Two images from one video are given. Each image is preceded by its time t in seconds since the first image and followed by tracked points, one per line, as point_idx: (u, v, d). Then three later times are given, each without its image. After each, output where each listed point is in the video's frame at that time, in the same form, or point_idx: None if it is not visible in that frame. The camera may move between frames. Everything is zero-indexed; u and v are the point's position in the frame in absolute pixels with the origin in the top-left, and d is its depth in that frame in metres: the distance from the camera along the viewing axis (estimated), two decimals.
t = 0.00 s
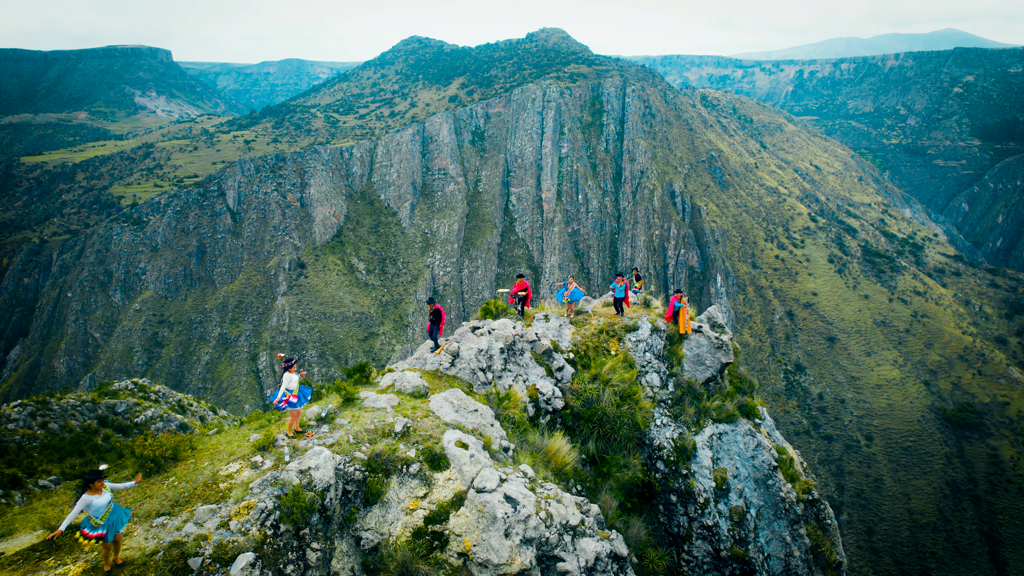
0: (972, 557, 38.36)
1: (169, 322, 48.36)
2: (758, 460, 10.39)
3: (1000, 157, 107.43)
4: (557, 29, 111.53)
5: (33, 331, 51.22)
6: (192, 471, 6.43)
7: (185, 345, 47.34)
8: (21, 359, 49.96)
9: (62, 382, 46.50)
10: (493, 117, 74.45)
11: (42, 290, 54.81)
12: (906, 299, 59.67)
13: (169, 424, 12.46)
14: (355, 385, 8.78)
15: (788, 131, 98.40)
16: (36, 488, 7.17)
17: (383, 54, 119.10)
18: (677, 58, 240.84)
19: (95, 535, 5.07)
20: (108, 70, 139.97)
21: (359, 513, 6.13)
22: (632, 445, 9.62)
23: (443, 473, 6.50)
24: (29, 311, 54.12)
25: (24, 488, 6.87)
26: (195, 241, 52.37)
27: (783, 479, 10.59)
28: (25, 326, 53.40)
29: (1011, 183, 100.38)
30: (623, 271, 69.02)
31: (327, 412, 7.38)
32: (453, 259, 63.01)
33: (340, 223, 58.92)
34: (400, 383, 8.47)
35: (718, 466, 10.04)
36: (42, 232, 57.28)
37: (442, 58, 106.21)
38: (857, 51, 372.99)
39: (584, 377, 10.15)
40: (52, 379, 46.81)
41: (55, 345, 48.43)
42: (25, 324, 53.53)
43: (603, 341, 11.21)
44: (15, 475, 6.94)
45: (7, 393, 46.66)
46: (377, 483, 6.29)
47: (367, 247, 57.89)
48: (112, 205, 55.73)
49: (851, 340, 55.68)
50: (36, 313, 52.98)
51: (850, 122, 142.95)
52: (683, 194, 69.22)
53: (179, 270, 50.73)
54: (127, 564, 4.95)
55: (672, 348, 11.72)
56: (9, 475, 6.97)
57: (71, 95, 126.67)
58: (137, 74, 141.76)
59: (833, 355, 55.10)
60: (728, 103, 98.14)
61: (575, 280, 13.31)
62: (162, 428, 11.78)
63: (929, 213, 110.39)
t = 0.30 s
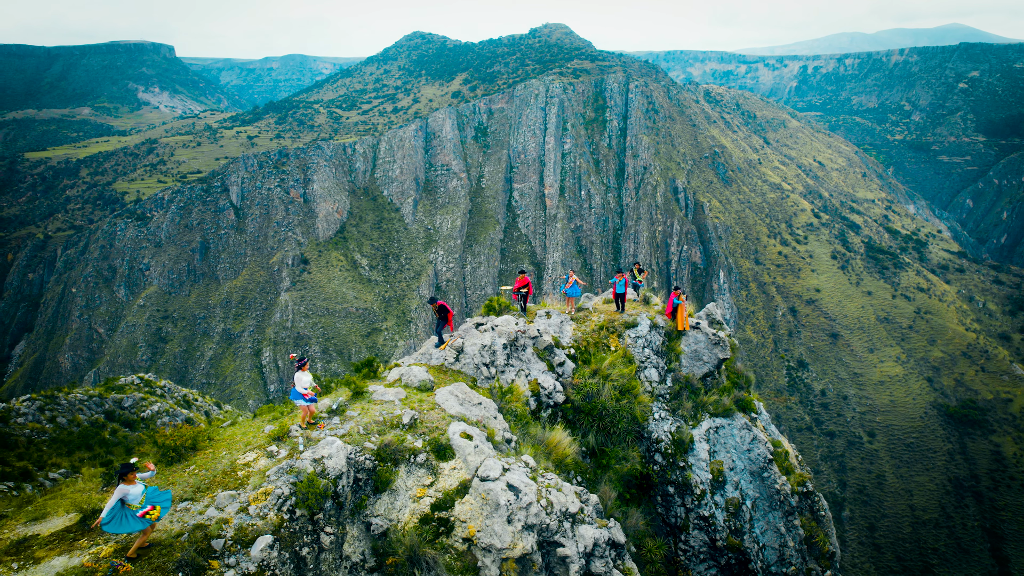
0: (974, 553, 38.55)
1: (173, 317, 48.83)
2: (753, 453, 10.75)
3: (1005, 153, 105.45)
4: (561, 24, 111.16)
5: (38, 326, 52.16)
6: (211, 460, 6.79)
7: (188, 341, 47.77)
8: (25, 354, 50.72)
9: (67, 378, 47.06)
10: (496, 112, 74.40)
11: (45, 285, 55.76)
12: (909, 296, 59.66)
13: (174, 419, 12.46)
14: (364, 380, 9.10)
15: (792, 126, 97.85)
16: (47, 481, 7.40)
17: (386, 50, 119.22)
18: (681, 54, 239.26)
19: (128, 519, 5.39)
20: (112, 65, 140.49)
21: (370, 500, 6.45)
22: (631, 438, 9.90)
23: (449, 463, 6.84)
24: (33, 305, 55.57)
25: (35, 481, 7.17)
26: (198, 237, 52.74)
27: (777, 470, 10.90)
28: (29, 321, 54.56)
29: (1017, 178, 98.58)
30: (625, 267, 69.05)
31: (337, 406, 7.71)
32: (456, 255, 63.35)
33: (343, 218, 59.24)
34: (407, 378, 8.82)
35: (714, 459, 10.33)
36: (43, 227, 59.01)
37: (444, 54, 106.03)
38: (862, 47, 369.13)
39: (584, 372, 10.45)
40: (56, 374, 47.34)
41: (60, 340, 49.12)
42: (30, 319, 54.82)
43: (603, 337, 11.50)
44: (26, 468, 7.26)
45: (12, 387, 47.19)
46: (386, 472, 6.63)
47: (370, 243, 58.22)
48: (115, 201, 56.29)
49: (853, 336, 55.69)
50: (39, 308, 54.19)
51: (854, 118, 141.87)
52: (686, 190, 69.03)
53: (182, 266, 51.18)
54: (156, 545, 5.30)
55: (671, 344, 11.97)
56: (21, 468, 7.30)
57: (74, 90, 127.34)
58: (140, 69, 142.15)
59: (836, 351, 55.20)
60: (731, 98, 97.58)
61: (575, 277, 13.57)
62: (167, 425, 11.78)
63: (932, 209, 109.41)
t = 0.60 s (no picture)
0: (976, 550, 38.73)
1: (176, 314, 49.38)
2: (749, 449, 11.04)
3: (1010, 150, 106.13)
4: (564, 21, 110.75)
5: (43, 322, 52.82)
6: (228, 452, 7.13)
7: (192, 337, 48.38)
8: (30, 350, 51.43)
9: (72, 374, 47.70)
10: (499, 109, 74.47)
11: (49, 282, 56.50)
12: (913, 293, 59.59)
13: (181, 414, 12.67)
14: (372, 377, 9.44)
15: (796, 123, 97.29)
16: (58, 476, 7.66)
17: (388, 47, 119.24)
18: (684, 51, 237.84)
19: (149, 506, 5.65)
20: (115, 62, 140.93)
21: (378, 490, 6.79)
22: (631, 434, 10.16)
23: (454, 455, 7.16)
24: (38, 302, 56.68)
25: (45, 475, 7.49)
26: (201, 233, 53.14)
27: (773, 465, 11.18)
28: (34, 317, 55.67)
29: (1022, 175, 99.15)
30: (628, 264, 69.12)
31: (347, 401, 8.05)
32: (459, 252, 63.51)
33: (346, 215, 59.66)
34: (413, 374, 9.16)
35: (711, 454, 10.60)
36: (49, 225, 59.02)
37: (447, 51, 105.87)
38: (866, 43, 364.30)
39: (584, 369, 10.73)
40: (61, 370, 48.01)
41: (64, 336, 49.72)
42: (34, 315, 55.87)
43: (603, 336, 11.77)
44: (37, 463, 7.51)
45: (18, 383, 47.86)
46: (394, 464, 6.95)
47: (373, 240, 58.58)
48: (119, 198, 56.98)
49: (856, 334, 55.74)
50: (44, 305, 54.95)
51: (858, 115, 140.96)
52: (690, 187, 68.99)
53: (186, 263, 51.67)
54: (179, 531, 5.65)
55: (669, 342, 12.23)
56: (32, 462, 7.60)
57: (78, 87, 128.23)
58: (143, 66, 142.33)
59: (839, 349, 55.25)
60: (735, 95, 97.07)
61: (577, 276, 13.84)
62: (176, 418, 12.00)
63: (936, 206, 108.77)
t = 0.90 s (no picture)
0: (978, 549, 38.86)
1: (179, 312, 49.90)
2: (745, 445, 11.28)
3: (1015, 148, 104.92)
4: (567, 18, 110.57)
5: (47, 320, 53.55)
6: (244, 447, 7.49)
7: (195, 335, 48.91)
8: (34, 348, 52.23)
9: (77, 370, 48.39)
10: (501, 108, 74.74)
11: (54, 280, 57.26)
12: (915, 292, 59.52)
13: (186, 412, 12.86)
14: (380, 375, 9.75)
15: (799, 121, 96.94)
16: (65, 472, 8.19)
17: (391, 45, 119.50)
18: (687, 48, 236.83)
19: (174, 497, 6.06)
20: (118, 60, 141.64)
21: (386, 484, 7.10)
22: (629, 430, 10.45)
23: (458, 451, 7.50)
24: (42, 299, 57.21)
25: (54, 471, 7.99)
26: (204, 231, 53.55)
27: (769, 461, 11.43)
28: (39, 314, 56.74)
29: None
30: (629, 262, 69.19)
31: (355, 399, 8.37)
32: (462, 250, 63.73)
33: (349, 214, 60.06)
34: (419, 372, 9.50)
35: (708, 452, 10.83)
36: (53, 221, 60.23)
37: (450, 49, 105.91)
38: (872, 41, 359.34)
39: (585, 369, 11.02)
40: (65, 367, 48.61)
41: (69, 334, 50.33)
42: (39, 312, 56.92)
43: (603, 336, 12.03)
44: (45, 460, 8.05)
45: (23, 380, 48.59)
46: (401, 459, 7.27)
47: (375, 238, 58.96)
48: (123, 196, 57.61)
49: (859, 333, 55.72)
50: (48, 302, 55.66)
51: (861, 113, 140.20)
52: (692, 185, 69.14)
53: (189, 260, 52.11)
54: (200, 520, 6.01)
55: (668, 341, 12.49)
56: (42, 459, 8.10)
57: (81, 85, 129.29)
58: (146, 64, 143.03)
59: (841, 347, 55.26)
60: (738, 93, 96.79)
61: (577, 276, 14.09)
62: (178, 418, 12.23)
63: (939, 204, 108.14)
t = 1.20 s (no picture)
0: (981, 550, 38.89)
1: (183, 311, 50.38)
2: (742, 445, 11.54)
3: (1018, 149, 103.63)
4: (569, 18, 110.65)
5: (51, 319, 54.17)
6: (257, 445, 7.83)
7: (199, 334, 49.42)
8: (38, 347, 52.84)
9: (80, 369, 48.77)
10: (503, 108, 75.03)
11: (58, 279, 57.85)
12: (918, 292, 59.47)
13: (187, 414, 13.46)
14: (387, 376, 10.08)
15: (802, 121, 96.75)
16: (73, 470, 8.48)
17: (394, 45, 119.95)
18: (690, 48, 236.50)
19: (196, 490, 6.46)
20: (122, 60, 143.05)
21: (394, 480, 7.43)
22: (628, 430, 10.73)
23: (463, 450, 7.80)
24: (46, 298, 57.86)
25: (61, 469, 8.27)
26: (208, 231, 54.15)
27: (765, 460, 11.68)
28: (42, 313, 56.64)
29: None
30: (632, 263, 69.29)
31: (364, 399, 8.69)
32: (464, 250, 64.10)
33: (352, 213, 60.43)
34: (424, 373, 9.83)
35: (705, 451, 11.09)
36: (58, 220, 61.04)
37: (452, 49, 106.22)
38: (876, 40, 356.17)
39: (585, 370, 11.32)
40: (69, 366, 49.14)
41: (72, 333, 50.83)
42: (43, 311, 56.96)
43: (604, 337, 12.33)
44: (54, 458, 8.37)
45: (27, 378, 49.13)
46: (408, 458, 7.59)
47: (378, 238, 59.38)
48: (127, 196, 58.19)
49: (862, 333, 55.67)
50: (52, 302, 56.29)
51: (864, 113, 139.72)
52: (694, 186, 69.34)
53: (193, 260, 52.63)
54: (219, 514, 6.34)
55: (666, 343, 12.77)
56: (50, 457, 8.41)
57: (85, 85, 130.39)
58: (150, 64, 144.09)
59: (843, 347, 55.26)
60: (741, 93, 96.71)
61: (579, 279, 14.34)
62: (180, 420, 12.85)
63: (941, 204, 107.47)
